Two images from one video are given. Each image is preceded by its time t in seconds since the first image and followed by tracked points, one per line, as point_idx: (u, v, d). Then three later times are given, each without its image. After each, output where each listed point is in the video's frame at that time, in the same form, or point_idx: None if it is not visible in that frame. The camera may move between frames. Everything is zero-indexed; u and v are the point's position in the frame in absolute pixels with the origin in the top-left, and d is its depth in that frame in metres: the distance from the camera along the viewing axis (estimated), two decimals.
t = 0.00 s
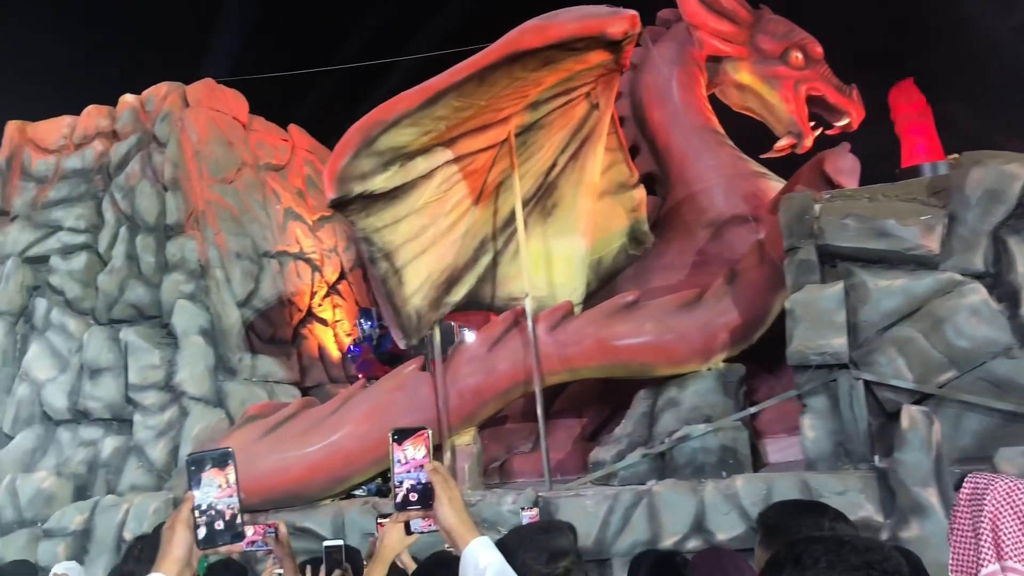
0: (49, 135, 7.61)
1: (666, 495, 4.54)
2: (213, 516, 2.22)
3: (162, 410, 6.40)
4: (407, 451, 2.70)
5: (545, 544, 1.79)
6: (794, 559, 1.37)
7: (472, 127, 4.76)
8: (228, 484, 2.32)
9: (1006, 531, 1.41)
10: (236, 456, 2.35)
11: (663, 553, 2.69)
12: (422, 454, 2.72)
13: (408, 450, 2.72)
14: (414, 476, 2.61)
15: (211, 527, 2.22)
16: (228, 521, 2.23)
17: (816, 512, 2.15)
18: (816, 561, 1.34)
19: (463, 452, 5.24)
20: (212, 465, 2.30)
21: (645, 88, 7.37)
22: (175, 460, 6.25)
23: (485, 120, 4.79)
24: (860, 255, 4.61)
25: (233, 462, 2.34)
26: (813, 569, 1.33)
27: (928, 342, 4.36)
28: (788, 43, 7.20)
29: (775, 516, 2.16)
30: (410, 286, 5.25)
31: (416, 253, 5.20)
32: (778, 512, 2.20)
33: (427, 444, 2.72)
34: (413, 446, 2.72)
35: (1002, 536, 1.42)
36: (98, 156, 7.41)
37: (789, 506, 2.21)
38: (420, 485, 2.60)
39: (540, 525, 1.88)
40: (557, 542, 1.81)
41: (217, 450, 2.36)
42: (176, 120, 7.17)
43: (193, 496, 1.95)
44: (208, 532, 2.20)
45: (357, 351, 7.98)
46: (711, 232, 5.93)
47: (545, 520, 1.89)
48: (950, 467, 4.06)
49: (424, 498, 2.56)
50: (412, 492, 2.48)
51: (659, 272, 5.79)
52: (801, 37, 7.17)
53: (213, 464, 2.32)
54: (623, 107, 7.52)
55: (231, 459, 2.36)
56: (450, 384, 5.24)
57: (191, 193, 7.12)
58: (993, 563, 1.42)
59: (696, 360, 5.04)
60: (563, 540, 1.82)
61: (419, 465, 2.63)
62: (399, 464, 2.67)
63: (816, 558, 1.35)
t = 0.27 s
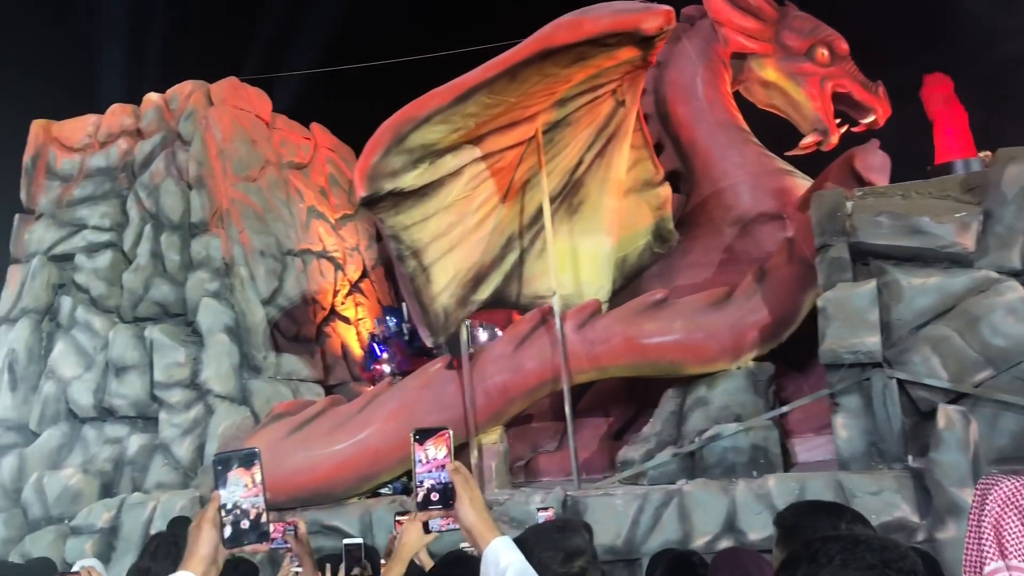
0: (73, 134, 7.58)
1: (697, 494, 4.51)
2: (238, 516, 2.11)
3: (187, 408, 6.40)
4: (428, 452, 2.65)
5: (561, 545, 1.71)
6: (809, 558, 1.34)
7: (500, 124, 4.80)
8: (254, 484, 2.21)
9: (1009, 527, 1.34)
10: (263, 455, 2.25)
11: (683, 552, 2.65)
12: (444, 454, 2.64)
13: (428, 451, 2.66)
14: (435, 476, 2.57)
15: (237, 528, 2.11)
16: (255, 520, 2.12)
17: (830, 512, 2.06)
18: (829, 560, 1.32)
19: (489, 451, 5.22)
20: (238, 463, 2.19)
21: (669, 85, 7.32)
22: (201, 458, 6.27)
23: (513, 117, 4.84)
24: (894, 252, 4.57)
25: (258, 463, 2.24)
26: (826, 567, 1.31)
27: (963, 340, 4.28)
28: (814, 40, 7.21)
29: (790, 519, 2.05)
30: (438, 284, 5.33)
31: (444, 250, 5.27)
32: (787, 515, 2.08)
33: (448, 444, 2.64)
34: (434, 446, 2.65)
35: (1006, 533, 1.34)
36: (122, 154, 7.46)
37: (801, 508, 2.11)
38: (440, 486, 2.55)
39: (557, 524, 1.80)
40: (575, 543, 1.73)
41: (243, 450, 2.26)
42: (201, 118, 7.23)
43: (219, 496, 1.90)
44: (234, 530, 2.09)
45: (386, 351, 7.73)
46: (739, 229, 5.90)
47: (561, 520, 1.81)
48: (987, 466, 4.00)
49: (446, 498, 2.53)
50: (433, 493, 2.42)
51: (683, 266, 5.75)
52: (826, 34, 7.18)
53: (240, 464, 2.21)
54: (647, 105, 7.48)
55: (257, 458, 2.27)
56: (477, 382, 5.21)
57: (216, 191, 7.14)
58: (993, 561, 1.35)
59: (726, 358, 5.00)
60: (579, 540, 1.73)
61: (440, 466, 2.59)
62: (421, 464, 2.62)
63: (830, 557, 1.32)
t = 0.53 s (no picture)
0: (98, 131, 7.70)
1: (727, 492, 4.47)
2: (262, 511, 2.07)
3: (212, 405, 6.40)
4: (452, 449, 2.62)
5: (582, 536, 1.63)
6: (836, 554, 1.18)
7: (528, 119, 4.73)
8: (277, 479, 2.15)
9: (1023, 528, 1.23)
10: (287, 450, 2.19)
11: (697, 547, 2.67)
12: (467, 451, 2.60)
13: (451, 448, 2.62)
14: (459, 473, 2.53)
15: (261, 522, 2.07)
16: (278, 516, 2.07)
17: (838, 510, 2.03)
18: (858, 553, 1.15)
19: (516, 449, 5.25)
20: (261, 459, 2.13)
21: (693, 80, 7.24)
22: (226, 454, 6.26)
23: (541, 112, 4.76)
24: (927, 248, 4.51)
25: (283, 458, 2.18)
26: (856, 563, 1.14)
27: (999, 337, 4.20)
28: (840, 35, 7.12)
29: (798, 520, 2.04)
30: (464, 281, 5.17)
31: (471, 247, 5.13)
32: (801, 514, 2.06)
33: (471, 441, 2.62)
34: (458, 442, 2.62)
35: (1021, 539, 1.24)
36: (146, 152, 7.45)
37: (809, 508, 2.09)
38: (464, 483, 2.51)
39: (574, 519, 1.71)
40: (592, 539, 1.64)
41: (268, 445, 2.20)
42: (224, 114, 7.22)
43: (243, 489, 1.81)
44: (257, 526, 2.05)
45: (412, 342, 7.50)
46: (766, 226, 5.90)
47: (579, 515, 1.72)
48: None
49: (468, 494, 2.47)
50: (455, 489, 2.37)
51: (711, 264, 5.71)
52: (852, 29, 7.07)
53: (264, 459, 2.16)
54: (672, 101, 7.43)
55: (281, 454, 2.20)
56: (503, 379, 5.19)
57: (241, 188, 7.13)
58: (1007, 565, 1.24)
59: (755, 356, 4.97)
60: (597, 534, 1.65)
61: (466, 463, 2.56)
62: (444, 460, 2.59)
63: (857, 552, 1.15)
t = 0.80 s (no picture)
0: (121, 126, 7.72)
1: (757, 487, 4.44)
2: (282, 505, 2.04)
3: (236, 398, 6.41)
4: (472, 444, 2.68)
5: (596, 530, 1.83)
6: (854, 547, 1.32)
7: (556, 111, 4.68)
8: (298, 474, 2.12)
9: None
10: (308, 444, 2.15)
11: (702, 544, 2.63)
12: (487, 446, 2.67)
13: (470, 443, 2.68)
14: (479, 468, 2.56)
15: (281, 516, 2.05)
16: (298, 509, 2.04)
17: (844, 506, 2.04)
18: (877, 546, 1.30)
19: (542, 442, 5.23)
20: (282, 453, 2.09)
21: (716, 73, 7.16)
22: (250, 447, 6.25)
23: (569, 104, 4.71)
24: (959, 241, 4.47)
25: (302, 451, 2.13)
26: (874, 555, 1.29)
27: None
28: (865, 27, 7.04)
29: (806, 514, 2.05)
30: (490, 274, 5.14)
31: (496, 240, 5.07)
32: (808, 510, 2.08)
33: (491, 436, 2.67)
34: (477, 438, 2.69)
35: None
36: (168, 146, 7.46)
37: (817, 505, 2.10)
38: (484, 478, 2.54)
39: (589, 517, 1.89)
40: (609, 534, 1.84)
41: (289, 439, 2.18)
42: (247, 109, 7.24)
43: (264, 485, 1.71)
44: (277, 521, 2.03)
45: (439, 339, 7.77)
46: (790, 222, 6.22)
47: (596, 513, 1.90)
48: None
49: (488, 489, 2.51)
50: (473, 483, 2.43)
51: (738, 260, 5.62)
52: (878, 21, 6.99)
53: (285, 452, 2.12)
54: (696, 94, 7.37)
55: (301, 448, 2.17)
56: (529, 373, 5.17)
57: (264, 183, 7.13)
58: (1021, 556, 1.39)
59: (784, 349, 4.93)
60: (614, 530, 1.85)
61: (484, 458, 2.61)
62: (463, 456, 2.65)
63: (876, 545, 1.30)
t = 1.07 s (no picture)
0: (140, 117, 7.73)
1: (784, 478, 4.40)
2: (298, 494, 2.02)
3: (258, 389, 6.42)
4: (489, 435, 2.56)
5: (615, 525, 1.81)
6: (870, 535, 1.32)
7: (581, 100, 4.63)
8: (316, 465, 2.13)
9: None
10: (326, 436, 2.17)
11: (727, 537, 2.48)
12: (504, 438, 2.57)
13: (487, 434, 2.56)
14: (497, 458, 2.47)
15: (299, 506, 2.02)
16: (314, 498, 2.02)
17: (860, 496, 1.98)
18: (895, 534, 1.29)
19: (566, 433, 5.23)
20: (301, 443, 2.12)
21: (738, 62, 7.02)
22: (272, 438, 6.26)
23: (594, 93, 4.65)
24: (991, 231, 4.37)
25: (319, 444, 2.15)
26: (892, 544, 1.28)
27: None
28: (889, 15, 6.95)
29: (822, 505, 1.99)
30: (514, 265, 5.11)
31: (520, 231, 5.02)
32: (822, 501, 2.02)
33: (509, 426, 2.57)
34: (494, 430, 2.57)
35: None
36: (188, 138, 7.45)
37: (832, 494, 2.04)
38: (503, 468, 2.45)
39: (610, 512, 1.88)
40: (625, 527, 1.82)
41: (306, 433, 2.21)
42: (266, 101, 7.19)
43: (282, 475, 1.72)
44: (295, 510, 1.99)
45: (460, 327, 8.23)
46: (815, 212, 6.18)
47: (614, 505, 1.90)
48: None
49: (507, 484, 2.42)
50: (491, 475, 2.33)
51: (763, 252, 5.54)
52: (902, 9, 6.90)
53: (302, 444, 2.14)
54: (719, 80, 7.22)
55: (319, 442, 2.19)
56: (552, 364, 5.14)
57: (283, 174, 7.11)
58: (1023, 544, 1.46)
59: (810, 340, 4.88)
60: (629, 524, 1.82)
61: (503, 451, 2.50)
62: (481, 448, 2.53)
63: (894, 534, 1.29)
